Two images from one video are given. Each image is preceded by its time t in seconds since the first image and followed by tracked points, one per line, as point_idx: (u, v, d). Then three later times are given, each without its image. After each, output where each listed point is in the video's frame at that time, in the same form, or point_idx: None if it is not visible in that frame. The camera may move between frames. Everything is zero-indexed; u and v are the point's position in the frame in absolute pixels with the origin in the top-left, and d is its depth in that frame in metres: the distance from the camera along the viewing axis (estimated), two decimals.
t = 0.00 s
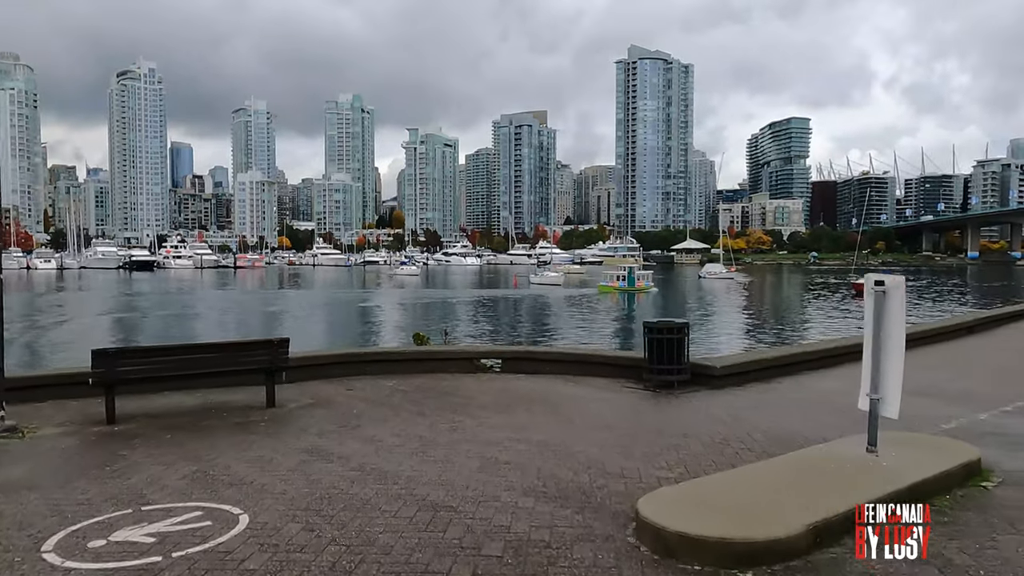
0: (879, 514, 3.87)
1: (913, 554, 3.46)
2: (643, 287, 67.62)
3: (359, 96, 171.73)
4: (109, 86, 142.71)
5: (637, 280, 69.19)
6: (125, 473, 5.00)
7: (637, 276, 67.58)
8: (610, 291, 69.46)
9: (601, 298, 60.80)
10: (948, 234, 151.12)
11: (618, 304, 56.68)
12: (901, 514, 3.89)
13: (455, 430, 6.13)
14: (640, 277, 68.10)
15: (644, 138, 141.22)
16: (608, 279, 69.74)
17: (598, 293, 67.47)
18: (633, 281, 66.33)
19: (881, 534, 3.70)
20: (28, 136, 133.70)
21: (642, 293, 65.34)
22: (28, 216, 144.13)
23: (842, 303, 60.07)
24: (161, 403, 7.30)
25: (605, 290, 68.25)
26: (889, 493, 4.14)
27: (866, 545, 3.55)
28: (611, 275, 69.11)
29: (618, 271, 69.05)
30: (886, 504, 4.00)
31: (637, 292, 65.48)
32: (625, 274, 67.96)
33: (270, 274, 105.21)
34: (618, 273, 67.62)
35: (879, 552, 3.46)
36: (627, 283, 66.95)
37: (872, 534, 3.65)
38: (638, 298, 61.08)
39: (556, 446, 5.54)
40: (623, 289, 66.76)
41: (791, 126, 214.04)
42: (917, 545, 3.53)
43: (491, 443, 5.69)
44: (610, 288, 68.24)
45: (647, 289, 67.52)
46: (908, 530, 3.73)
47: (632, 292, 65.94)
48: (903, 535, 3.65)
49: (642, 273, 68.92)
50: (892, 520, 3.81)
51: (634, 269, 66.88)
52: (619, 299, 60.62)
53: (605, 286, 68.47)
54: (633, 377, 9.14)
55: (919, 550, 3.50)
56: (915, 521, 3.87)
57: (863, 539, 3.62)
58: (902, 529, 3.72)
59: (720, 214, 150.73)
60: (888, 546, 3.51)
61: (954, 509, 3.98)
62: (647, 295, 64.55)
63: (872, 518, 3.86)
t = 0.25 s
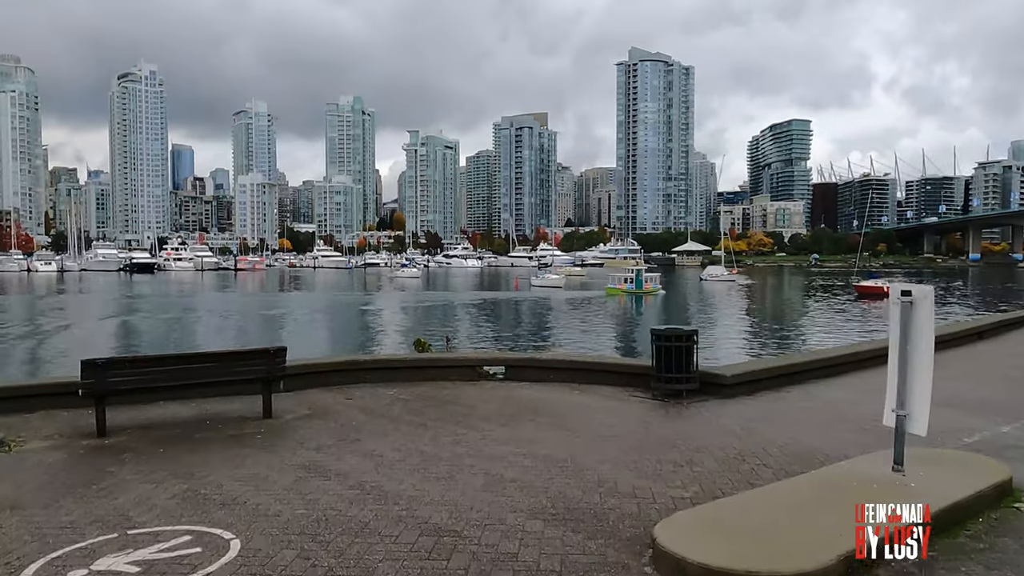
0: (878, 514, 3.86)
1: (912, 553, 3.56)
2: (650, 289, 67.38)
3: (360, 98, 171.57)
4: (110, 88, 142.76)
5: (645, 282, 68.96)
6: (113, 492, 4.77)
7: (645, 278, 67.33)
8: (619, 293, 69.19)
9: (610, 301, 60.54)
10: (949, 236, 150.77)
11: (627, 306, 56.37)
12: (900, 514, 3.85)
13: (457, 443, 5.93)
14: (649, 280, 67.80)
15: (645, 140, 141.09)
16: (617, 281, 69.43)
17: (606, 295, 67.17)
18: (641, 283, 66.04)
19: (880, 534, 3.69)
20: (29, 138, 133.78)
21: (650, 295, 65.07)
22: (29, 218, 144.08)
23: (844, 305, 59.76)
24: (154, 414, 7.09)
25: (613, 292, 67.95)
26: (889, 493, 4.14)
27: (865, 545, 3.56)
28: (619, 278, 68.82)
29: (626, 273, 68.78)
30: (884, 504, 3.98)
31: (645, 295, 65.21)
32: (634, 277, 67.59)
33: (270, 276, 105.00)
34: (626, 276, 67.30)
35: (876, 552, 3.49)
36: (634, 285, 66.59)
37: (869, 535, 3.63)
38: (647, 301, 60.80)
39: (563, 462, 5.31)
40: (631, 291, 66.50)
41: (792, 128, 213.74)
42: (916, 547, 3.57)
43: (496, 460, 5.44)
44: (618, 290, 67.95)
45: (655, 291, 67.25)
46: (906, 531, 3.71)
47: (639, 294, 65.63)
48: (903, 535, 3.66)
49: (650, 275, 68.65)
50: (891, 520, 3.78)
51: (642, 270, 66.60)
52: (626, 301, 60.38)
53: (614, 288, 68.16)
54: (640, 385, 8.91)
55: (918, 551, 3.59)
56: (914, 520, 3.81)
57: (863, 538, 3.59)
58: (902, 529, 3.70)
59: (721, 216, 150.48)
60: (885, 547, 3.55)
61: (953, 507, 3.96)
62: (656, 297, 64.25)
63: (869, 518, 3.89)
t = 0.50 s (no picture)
0: (878, 515, 3.82)
1: (911, 554, 3.44)
2: (657, 292, 67.14)
3: (360, 102, 171.57)
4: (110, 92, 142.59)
5: (651, 285, 68.73)
6: (95, 504, 4.54)
7: (651, 282, 67.07)
8: (625, 297, 68.93)
9: (616, 304, 60.20)
10: (948, 239, 150.56)
11: (634, 309, 56.09)
12: (901, 514, 3.78)
13: (457, 452, 5.71)
14: (655, 283, 67.52)
15: (644, 144, 141.01)
16: (622, 284, 69.09)
17: (612, 299, 66.88)
18: (647, 287, 65.73)
19: (880, 535, 3.64)
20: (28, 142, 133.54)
21: (655, 299, 64.81)
22: (28, 222, 143.79)
23: (846, 308, 59.40)
24: (144, 422, 6.85)
25: (619, 295, 67.64)
26: (891, 494, 4.08)
27: (865, 544, 3.50)
28: (625, 281, 68.54)
29: (632, 276, 68.50)
30: (884, 505, 3.93)
31: (650, 298, 64.88)
32: (640, 280, 67.24)
33: (269, 279, 104.76)
34: (632, 279, 66.99)
35: (876, 551, 3.42)
36: (640, 289, 66.30)
37: (871, 535, 3.59)
38: (653, 304, 60.49)
39: (566, 471, 5.11)
40: (637, 295, 66.21)
41: (791, 132, 213.78)
42: (915, 546, 3.48)
43: (497, 469, 5.20)
44: (624, 293, 67.77)
45: (661, 295, 66.97)
46: (907, 530, 3.64)
47: (645, 297, 65.29)
48: (903, 534, 3.60)
49: (656, 279, 68.36)
50: (891, 520, 3.74)
51: (648, 274, 66.33)
52: (632, 304, 60.10)
53: (619, 291, 67.83)
54: (646, 392, 8.67)
55: (918, 550, 3.47)
56: (914, 522, 3.74)
57: (862, 539, 3.56)
58: (903, 530, 3.64)
59: (721, 219, 150.31)
60: (887, 546, 3.46)
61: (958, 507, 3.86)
62: (661, 301, 63.95)
63: (869, 519, 3.84)
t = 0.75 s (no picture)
0: (878, 516, 3.91)
1: (914, 554, 3.43)
2: (657, 296, 67.35)
3: (354, 106, 171.37)
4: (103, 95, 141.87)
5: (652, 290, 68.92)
6: (63, 525, 4.27)
7: (652, 285, 67.23)
8: (624, 300, 68.91)
9: (617, 308, 60.17)
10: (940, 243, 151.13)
11: (635, 313, 56.12)
12: (904, 514, 3.87)
13: (448, 466, 5.47)
14: (655, 286, 67.56)
15: (639, 148, 141.11)
16: (623, 289, 69.17)
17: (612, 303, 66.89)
18: (648, 291, 65.81)
19: (882, 535, 3.71)
20: (20, 145, 132.70)
21: (656, 303, 64.91)
22: (20, 225, 142.91)
23: (840, 311, 59.51)
24: (124, 433, 6.58)
25: (620, 299, 67.63)
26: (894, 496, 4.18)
27: (868, 544, 3.58)
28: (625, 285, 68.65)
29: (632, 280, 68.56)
30: (887, 506, 4.02)
31: (651, 302, 64.94)
32: (640, 284, 67.29)
33: (263, 283, 104.34)
34: (633, 283, 67.03)
35: (877, 554, 3.47)
36: (642, 292, 66.39)
37: (872, 536, 3.67)
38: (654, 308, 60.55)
39: (564, 486, 4.87)
40: (638, 299, 66.21)
41: (785, 136, 214.32)
42: (917, 545, 3.51)
43: (496, 485, 4.96)
44: (624, 297, 67.80)
45: (661, 299, 67.00)
46: (909, 531, 3.70)
47: (645, 301, 65.34)
48: (903, 534, 3.65)
49: (656, 283, 68.44)
50: (891, 523, 3.84)
51: (649, 278, 66.40)
52: (633, 308, 60.13)
53: (620, 295, 67.84)
54: (645, 401, 8.43)
55: (919, 549, 3.48)
56: (915, 522, 3.81)
57: (863, 540, 3.64)
58: (902, 531, 3.70)
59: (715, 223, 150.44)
60: (888, 547, 3.51)
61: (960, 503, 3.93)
62: (661, 305, 63.98)
63: (871, 520, 3.94)
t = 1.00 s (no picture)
0: (878, 516, 4.19)
1: (914, 555, 3.64)
2: (653, 300, 67.44)
3: (344, 110, 170.90)
4: (90, 99, 140.69)
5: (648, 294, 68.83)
6: (28, 549, 4.00)
7: (648, 289, 67.24)
8: (621, 304, 68.78)
9: (612, 313, 59.99)
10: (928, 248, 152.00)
11: (633, 318, 56.08)
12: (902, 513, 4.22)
13: (439, 481, 5.26)
14: (651, 290, 67.58)
15: (629, 153, 141.30)
16: (620, 293, 69.07)
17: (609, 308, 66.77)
18: (645, 295, 65.87)
19: (880, 535, 3.93)
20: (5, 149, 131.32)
21: (653, 307, 64.91)
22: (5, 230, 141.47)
23: (830, 315, 59.60)
24: (99, 447, 6.31)
25: (617, 304, 67.57)
26: (893, 500, 4.52)
27: (867, 545, 3.77)
28: (621, 290, 68.54)
29: (629, 284, 68.47)
30: (887, 506, 4.40)
31: (648, 306, 64.95)
32: (637, 288, 67.30)
33: (252, 288, 103.57)
34: (630, 287, 66.95)
35: (877, 554, 3.68)
36: (639, 297, 66.35)
37: (872, 536, 3.86)
38: (651, 313, 60.46)
39: (561, 504, 4.65)
40: (635, 303, 66.15)
41: (774, 141, 215.20)
42: (915, 546, 3.72)
43: (492, 502, 4.75)
44: (622, 302, 67.67)
45: (659, 303, 66.99)
46: (908, 531, 3.90)
47: (643, 306, 65.37)
48: (903, 534, 3.84)
49: (653, 287, 68.44)
50: (892, 518, 4.10)
51: (647, 282, 66.38)
52: (631, 313, 60.18)
53: (617, 300, 67.72)
54: (641, 409, 8.23)
55: (919, 550, 3.68)
56: (915, 522, 4.02)
57: (863, 540, 3.83)
58: (904, 529, 3.90)
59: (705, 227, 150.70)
60: (888, 546, 3.72)
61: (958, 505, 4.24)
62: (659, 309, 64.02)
63: (872, 519, 4.26)
